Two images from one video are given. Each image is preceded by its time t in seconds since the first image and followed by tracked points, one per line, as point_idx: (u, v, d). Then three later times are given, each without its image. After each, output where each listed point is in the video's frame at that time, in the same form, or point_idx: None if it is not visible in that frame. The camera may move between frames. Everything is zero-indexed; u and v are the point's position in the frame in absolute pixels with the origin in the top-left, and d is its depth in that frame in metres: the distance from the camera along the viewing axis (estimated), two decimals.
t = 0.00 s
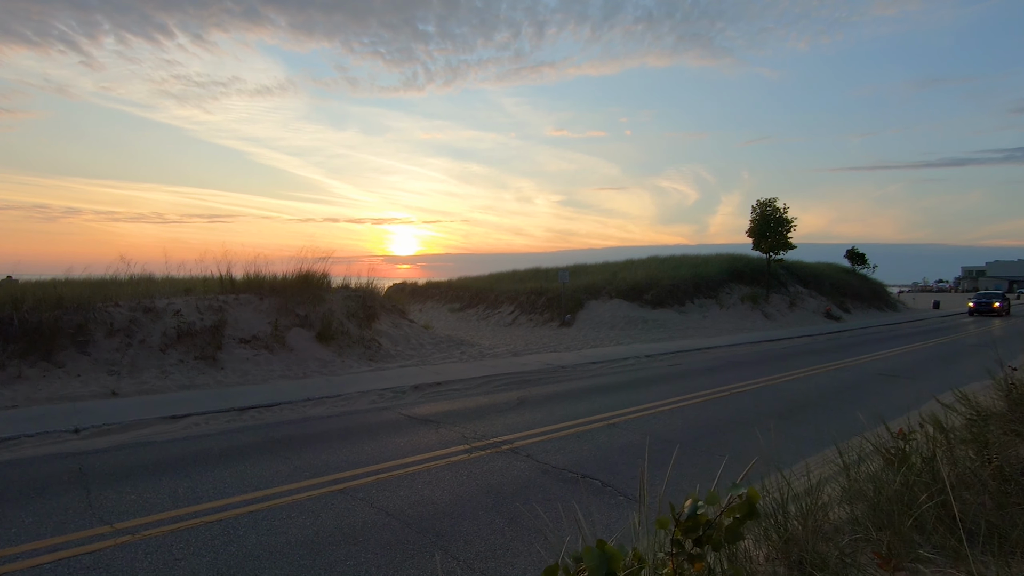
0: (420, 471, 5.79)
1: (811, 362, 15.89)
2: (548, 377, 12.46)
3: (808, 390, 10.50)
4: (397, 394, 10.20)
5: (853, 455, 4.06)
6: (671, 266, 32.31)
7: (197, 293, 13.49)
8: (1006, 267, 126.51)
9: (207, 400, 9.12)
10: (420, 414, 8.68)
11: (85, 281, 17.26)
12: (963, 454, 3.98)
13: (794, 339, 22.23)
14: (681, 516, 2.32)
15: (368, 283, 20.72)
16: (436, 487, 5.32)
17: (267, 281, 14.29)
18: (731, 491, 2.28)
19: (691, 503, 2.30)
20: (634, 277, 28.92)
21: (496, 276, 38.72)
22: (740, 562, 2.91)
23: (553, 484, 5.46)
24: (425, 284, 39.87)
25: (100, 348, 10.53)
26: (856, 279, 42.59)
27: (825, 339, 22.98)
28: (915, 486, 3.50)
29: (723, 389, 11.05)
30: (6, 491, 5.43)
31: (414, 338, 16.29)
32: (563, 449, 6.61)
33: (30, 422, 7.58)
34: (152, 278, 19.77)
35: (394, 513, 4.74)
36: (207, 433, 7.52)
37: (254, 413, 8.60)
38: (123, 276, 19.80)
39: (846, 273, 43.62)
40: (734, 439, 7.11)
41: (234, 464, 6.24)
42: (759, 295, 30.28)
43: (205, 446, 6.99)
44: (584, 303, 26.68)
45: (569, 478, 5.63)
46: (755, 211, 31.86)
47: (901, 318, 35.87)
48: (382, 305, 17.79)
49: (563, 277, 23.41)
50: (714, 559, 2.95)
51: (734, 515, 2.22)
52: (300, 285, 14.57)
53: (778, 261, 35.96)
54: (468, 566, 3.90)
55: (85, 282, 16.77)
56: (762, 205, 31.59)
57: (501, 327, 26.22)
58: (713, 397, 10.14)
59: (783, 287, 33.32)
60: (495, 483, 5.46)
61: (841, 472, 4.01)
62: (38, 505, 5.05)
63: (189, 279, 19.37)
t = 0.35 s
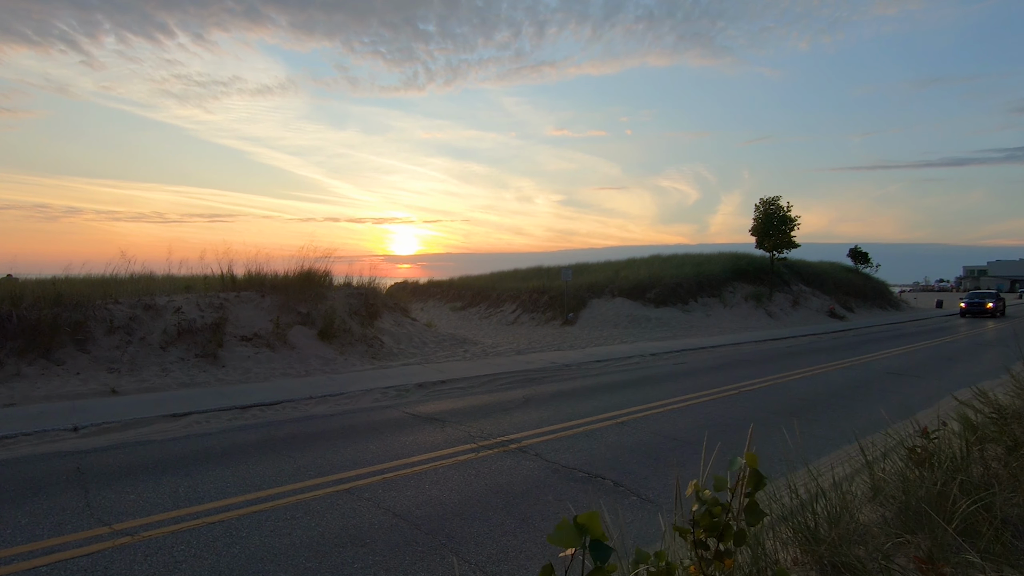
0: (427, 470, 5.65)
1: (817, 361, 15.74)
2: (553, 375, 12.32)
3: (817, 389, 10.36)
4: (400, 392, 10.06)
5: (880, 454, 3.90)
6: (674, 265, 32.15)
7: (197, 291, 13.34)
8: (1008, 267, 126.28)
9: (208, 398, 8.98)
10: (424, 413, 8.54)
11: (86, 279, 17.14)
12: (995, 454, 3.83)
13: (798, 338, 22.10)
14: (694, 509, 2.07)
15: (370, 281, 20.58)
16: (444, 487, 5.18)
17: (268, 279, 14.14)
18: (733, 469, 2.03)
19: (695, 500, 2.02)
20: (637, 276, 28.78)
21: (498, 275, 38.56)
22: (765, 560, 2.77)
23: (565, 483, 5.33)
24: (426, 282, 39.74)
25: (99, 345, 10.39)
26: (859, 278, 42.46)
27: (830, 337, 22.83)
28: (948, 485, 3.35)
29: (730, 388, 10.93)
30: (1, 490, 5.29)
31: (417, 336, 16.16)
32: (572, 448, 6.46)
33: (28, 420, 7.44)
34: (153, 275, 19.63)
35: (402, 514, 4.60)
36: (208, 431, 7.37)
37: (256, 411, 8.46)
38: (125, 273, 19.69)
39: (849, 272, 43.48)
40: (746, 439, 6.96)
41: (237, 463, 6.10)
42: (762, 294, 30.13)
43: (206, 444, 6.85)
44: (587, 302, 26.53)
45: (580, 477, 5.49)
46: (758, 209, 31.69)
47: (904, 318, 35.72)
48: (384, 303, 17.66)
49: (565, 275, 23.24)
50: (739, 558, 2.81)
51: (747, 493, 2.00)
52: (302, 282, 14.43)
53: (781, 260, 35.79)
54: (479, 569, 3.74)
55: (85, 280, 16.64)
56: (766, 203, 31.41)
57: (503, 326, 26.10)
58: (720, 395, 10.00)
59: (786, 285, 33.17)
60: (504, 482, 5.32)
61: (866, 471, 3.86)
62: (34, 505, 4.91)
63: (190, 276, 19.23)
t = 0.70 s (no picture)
0: (440, 465, 5.51)
1: (827, 358, 15.59)
2: (561, 371, 12.19)
3: (830, 385, 10.22)
4: (408, 388, 9.93)
5: (916, 446, 3.75)
6: (679, 263, 31.99)
7: (202, 287, 13.21)
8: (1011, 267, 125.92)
9: (213, 393, 8.85)
10: (433, 408, 8.41)
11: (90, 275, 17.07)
12: None
13: (804, 335, 21.96)
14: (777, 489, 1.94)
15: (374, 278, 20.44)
16: (458, 481, 5.03)
17: (273, 275, 14.01)
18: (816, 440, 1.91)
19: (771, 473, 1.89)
20: (642, 274, 28.63)
21: (501, 273, 38.43)
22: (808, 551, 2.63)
23: (582, 478, 5.18)
24: (429, 281, 39.62)
25: (103, 340, 10.25)
26: (863, 277, 42.28)
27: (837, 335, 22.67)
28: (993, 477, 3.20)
29: (741, 384, 10.79)
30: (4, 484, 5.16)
31: (422, 332, 16.03)
32: (587, 443, 6.32)
33: (30, 414, 7.31)
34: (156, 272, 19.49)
35: (416, 508, 4.45)
36: (214, 426, 7.24)
37: (262, 406, 8.32)
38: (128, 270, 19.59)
39: (853, 270, 43.30)
40: (763, 434, 6.82)
41: (245, 458, 5.97)
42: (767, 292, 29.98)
43: (213, 439, 6.72)
44: (591, 300, 26.37)
45: (598, 472, 5.34)
46: (763, 207, 31.52)
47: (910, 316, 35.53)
48: (388, 300, 17.54)
49: (570, 273, 23.10)
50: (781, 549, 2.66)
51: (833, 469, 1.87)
52: (306, 278, 14.30)
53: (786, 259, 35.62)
54: (500, 564, 3.60)
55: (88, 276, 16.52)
56: (770, 200, 31.25)
57: (508, 324, 25.96)
58: (732, 391, 9.86)
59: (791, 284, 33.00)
60: (519, 477, 5.18)
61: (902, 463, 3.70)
62: (37, 500, 4.78)
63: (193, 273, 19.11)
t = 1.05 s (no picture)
0: (455, 466, 5.37)
1: (839, 357, 15.40)
2: (571, 370, 12.05)
3: (846, 384, 10.05)
4: (417, 386, 9.81)
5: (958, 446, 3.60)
6: (686, 262, 31.80)
7: (208, 285, 13.11)
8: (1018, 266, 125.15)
9: (222, 391, 8.74)
10: (444, 407, 8.28)
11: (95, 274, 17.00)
12: None
13: (814, 334, 21.77)
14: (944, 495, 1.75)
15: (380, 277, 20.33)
16: (476, 483, 4.90)
17: (280, 273, 13.89)
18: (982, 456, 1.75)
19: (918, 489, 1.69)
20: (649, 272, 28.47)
21: (506, 272, 38.30)
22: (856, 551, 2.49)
23: (602, 480, 5.04)
24: (434, 280, 39.52)
25: (110, 338, 10.15)
26: (871, 276, 42.00)
27: (847, 335, 22.45)
28: None
29: (755, 383, 10.63)
30: (11, 485, 5.05)
31: (429, 331, 15.91)
32: (605, 444, 6.17)
33: (37, 413, 7.21)
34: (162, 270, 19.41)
35: (434, 511, 4.32)
36: (223, 426, 7.12)
37: (271, 405, 8.21)
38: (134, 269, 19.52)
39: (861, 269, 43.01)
40: (784, 435, 6.66)
41: (256, 458, 5.84)
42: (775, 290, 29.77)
43: (223, 438, 6.60)
44: (598, 298, 26.20)
45: (618, 474, 5.19)
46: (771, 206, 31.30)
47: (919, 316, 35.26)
48: (395, 298, 17.43)
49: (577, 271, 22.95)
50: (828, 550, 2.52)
51: (955, 476, 1.71)
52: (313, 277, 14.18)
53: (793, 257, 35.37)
54: (525, 570, 3.46)
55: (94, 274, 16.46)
56: (778, 199, 31.03)
57: (514, 323, 25.81)
58: (747, 391, 9.71)
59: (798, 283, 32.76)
60: (538, 478, 5.04)
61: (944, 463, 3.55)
62: (45, 501, 4.66)
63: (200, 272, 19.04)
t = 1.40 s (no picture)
0: (469, 464, 5.31)
1: (855, 356, 15.18)
2: (584, 369, 11.96)
3: (865, 384, 9.88)
4: (430, 384, 9.77)
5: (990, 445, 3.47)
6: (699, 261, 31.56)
7: (222, 283, 13.15)
8: None
9: (235, 389, 8.74)
10: (457, 405, 8.22)
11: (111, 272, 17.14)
12: None
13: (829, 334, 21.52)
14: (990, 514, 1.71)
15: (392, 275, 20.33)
16: (490, 481, 4.83)
17: (292, 271, 13.91)
18: None
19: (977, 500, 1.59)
20: (661, 271, 28.28)
21: (518, 271, 38.24)
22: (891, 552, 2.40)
23: (620, 479, 4.95)
24: (446, 279, 39.55)
25: (124, 335, 10.19)
26: (887, 275, 41.49)
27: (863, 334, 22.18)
28: None
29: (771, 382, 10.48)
30: (27, 481, 5.05)
31: (441, 329, 15.89)
32: (620, 443, 6.08)
33: (53, 409, 7.24)
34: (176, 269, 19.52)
35: (450, 509, 4.26)
36: (236, 423, 7.11)
37: (284, 403, 8.19)
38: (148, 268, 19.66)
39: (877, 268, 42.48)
40: (804, 434, 6.53)
41: (268, 455, 5.80)
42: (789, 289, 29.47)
43: (236, 435, 6.58)
44: (610, 297, 26.06)
45: (635, 473, 5.10)
46: (785, 204, 31.00)
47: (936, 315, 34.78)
48: (407, 297, 17.41)
49: (589, 270, 22.84)
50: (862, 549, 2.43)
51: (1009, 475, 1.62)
52: (326, 275, 14.20)
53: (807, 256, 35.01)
54: (543, 569, 3.39)
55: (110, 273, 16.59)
56: (792, 197, 30.72)
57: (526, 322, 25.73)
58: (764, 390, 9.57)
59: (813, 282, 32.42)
60: (554, 477, 4.96)
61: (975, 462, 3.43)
62: (59, 497, 4.64)
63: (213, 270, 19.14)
